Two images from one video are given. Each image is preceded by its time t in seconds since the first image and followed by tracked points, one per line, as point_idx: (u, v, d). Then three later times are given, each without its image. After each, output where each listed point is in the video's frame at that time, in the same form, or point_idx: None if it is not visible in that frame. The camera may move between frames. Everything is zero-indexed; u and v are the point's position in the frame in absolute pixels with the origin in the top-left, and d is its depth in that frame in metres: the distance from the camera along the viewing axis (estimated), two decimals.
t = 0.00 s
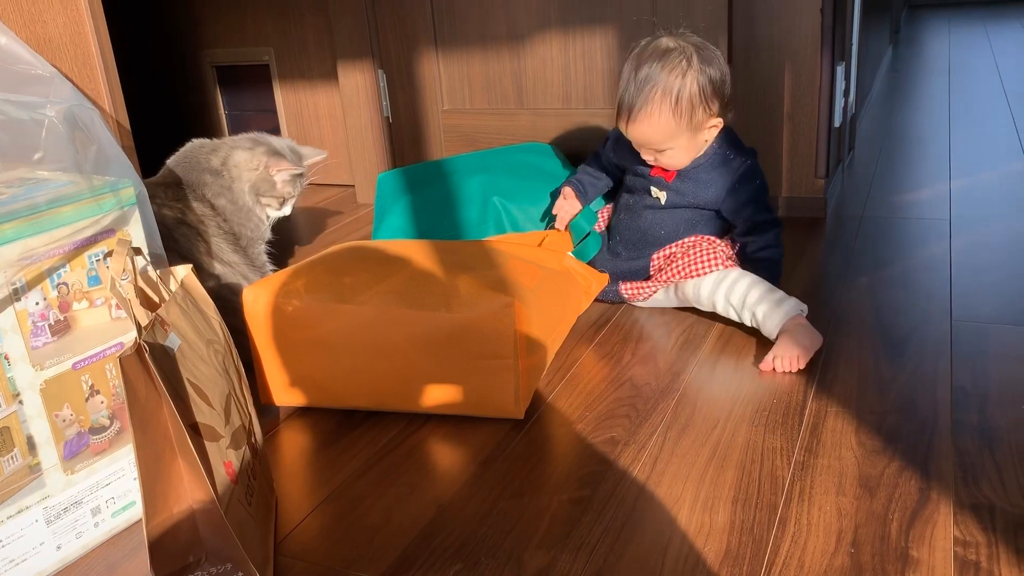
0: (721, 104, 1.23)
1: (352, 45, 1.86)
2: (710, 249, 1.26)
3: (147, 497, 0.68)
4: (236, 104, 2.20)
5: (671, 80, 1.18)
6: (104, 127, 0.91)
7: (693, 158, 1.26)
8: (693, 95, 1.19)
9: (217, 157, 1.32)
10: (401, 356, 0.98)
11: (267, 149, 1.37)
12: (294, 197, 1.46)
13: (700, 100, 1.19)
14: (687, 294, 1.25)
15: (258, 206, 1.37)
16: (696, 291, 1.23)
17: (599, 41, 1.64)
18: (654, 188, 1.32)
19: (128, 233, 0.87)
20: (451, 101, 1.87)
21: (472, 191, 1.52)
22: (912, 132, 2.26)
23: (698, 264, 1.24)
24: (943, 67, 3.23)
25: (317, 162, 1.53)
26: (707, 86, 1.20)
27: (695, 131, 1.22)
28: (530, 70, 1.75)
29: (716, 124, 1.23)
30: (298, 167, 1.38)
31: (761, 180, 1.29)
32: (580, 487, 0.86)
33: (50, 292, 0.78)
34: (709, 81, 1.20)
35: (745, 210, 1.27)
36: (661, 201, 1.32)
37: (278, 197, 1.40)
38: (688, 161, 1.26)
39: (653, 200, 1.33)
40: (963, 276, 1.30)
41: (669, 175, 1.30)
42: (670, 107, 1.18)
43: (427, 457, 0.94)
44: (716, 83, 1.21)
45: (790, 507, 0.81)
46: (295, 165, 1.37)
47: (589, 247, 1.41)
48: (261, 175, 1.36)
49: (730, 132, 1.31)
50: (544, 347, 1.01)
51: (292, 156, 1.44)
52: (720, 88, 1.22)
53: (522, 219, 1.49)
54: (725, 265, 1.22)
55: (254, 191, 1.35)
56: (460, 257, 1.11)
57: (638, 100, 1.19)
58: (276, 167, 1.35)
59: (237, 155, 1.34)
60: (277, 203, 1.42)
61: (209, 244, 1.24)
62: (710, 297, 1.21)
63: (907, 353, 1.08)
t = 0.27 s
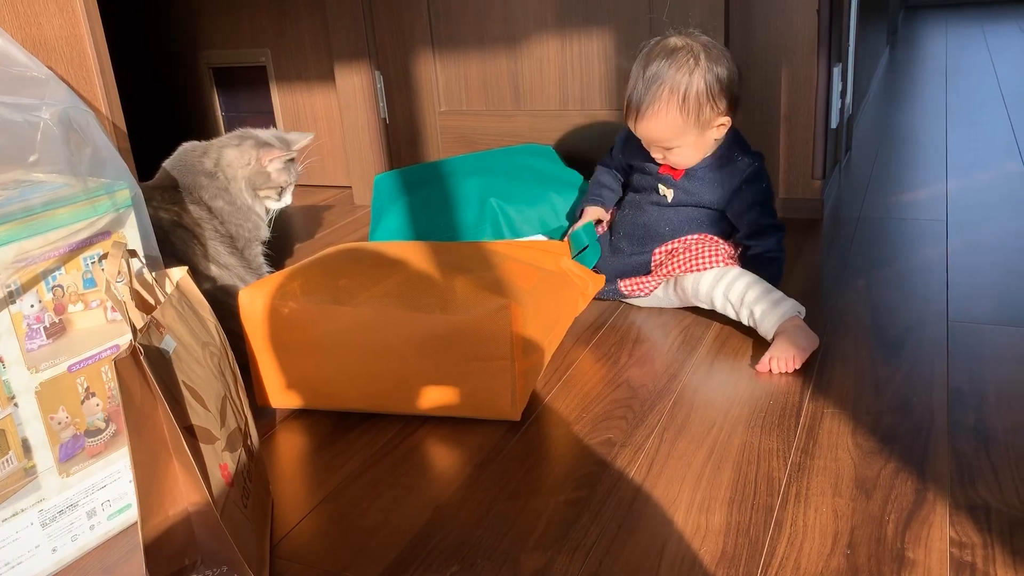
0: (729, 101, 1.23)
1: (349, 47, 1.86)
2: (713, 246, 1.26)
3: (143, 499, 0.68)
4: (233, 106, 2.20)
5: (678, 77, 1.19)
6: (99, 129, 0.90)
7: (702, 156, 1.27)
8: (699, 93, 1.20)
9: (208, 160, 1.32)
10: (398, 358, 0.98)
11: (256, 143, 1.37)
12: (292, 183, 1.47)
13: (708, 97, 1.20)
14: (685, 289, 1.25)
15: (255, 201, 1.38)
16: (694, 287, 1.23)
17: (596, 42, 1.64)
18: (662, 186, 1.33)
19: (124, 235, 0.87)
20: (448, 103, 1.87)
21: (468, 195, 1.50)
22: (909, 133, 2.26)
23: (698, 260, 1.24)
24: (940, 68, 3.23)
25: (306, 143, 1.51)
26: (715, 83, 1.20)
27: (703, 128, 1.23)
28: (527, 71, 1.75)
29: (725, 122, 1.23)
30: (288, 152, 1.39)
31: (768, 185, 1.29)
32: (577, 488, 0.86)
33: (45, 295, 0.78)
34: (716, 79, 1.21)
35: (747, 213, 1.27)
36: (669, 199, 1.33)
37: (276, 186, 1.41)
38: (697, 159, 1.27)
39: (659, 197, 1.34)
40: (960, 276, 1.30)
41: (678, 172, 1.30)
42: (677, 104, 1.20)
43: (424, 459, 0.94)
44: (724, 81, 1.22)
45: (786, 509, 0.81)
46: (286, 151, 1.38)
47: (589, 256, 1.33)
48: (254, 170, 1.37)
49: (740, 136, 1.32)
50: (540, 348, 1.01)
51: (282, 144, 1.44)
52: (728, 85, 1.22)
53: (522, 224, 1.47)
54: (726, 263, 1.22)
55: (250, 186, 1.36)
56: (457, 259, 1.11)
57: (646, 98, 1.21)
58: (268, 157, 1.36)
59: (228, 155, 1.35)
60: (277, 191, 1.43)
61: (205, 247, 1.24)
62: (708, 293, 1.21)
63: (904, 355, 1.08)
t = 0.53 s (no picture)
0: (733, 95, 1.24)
1: (348, 49, 1.86)
2: (713, 247, 1.26)
3: (144, 502, 0.68)
4: (232, 108, 2.21)
5: (682, 70, 1.21)
6: (99, 132, 0.91)
7: (706, 150, 1.28)
8: (704, 86, 1.21)
9: (208, 162, 1.33)
10: (398, 360, 0.98)
11: (253, 145, 1.37)
12: (291, 184, 1.47)
13: (712, 91, 1.21)
14: (684, 289, 1.25)
15: (255, 203, 1.39)
16: (692, 287, 1.24)
17: (594, 45, 1.64)
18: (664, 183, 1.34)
19: (124, 238, 0.87)
20: (447, 105, 1.87)
21: (468, 198, 1.51)
22: (907, 134, 2.27)
23: (697, 261, 1.24)
24: (937, 69, 3.24)
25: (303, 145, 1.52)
26: (719, 77, 1.21)
27: (708, 121, 1.24)
28: (525, 74, 1.75)
29: (728, 115, 1.24)
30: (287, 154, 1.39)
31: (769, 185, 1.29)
32: (576, 490, 0.87)
33: (46, 297, 0.78)
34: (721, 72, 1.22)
35: (747, 210, 1.27)
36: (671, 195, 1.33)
37: (275, 188, 1.42)
38: (700, 153, 1.28)
39: (661, 195, 1.35)
40: (958, 278, 1.31)
41: (681, 168, 1.31)
42: (682, 97, 1.21)
43: (424, 461, 0.94)
44: (728, 74, 1.23)
45: (785, 510, 0.81)
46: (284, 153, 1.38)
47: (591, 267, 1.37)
48: (252, 172, 1.37)
49: (742, 135, 1.33)
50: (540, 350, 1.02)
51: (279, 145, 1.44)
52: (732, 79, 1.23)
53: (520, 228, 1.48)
54: (724, 265, 1.23)
55: (248, 189, 1.36)
56: (456, 260, 1.11)
57: (651, 91, 1.22)
58: (267, 159, 1.36)
59: (227, 157, 1.35)
60: (275, 194, 1.43)
61: (205, 249, 1.24)
62: (706, 294, 1.22)
63: (902, 356, 1.08)
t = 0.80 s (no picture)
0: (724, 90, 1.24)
1: (346, 52, 1.86)
2: (709, 250, 1.27)
3: (141, 506, 0.68)
4: (230, 111, 2.20)
5: (672, 66, 1.20)
6: (95, 135, 0.90)
7: (698, 147, 1.27)
8: (695, 81, 1.20)
9: (205, 165, 1.33)
10: (395, 363, 0.98)
11: (250, 147, 1.37)
12: (289, 186, 1.48)
13: (703, 86, 1.21)
14: (681, 291, 1.25)
15: (252, 206, 1.39)
16: (689, 289, 1.24)
17: (591, 47, 1.65)
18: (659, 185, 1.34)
19: (121, 241, 0.87)
20: (445, 108, 1.87)
21: (466, 200, 1.52)
22: (904, 137, 2.27)
23: (694, 264, 1.24)
24: (934, 72, 3.25)
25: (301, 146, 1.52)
26: (709, 72, 1.21)
27: (699, 117, 1.23)
28: (523, 76, 1.75)
29: (720, 111, 1.24)
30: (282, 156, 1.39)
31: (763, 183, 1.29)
32: (574, 492, 0.86)
33: (42, 301, 0.78)
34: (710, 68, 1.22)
35: (742, 210, 1.27)
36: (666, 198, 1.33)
37: (272, 191, 1.42)
38: (692, 150, 1.27)
39: (656, 198, 1.35)
40: (955, 280, 1.31)
41: (675, 169, 1.31)
42: (673, 92, 1.20)
43: (421, 464, 0.94)
44: (718, 70, 1.23)
45: (782, 512, 0.81)
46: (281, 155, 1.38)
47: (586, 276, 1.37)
48: (249, 175, 1.37)
49: (734, 135, 1.33)
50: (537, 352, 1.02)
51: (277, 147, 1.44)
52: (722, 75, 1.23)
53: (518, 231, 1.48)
54: (721, 267, 1.23)
55: (245, 192, 1.36)
56: (454, 263, 1.11)
57: (641, 88, 1.22)
58: (263, 162, 1.36)
59: (224, 160, 1.34)
60: (274, 195, 1.44)
61: (202, 252, 1.24)
62: (703, 297, 1.22)
63: (899, 358, 1.08)
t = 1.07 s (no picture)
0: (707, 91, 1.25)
1: (343, 56, 1.86)
2: (703, 256, 1.28)
3: (136, 512, 0.68)
4: (228, 115, 2.21)
5: (654, 70, 1.21)
6: (92, 141, 0.91)
7: (685, 150, 1.28)
8: (677, 84, 1.21)
9: (201, 170, 1.33)
10: (391, 368, 0.98)
11: (245, 151, 1.37)
12: (284, 189, 1.48)
13: (686, 88, 1.22)
14: (676, 296, 1.25)
15: (249, 210, 1.39)
16: (684, 295, 1.24)
17: (588, 52, 1.65)
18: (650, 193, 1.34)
19: (117, 247, 0.87)
20: (442, 112, 1.87)
21: (462, 205, 1.52)
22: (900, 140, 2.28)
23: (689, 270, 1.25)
24: (931, 76, 3.25)
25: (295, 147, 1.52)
26: (691, 75, 1.22)
27: (684, 120, 1.24)
28: (520, 81, 1.76)
29: (704, 112, 1.24)
30: (276, 159, 1.40)
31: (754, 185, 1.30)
32: (569, 497, 0.87)
33: (38, 307, 0.78)
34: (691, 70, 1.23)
35: (735, 212, 1.27)
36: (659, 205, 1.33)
37: (269, 194, 1.43)
38: (680, 153, 1.27)
39: (649, 205, 1.35)
40: (950, 284, 1.31)
41: (666, 175, 1.32)
42: (656, 96, 1.21)
43: (417, 469, 0.94)
44: (700, 71, 1.24)
45: (777, 516, 0.81)
46: (275, 157, 1.39)
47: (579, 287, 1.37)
48: (244, 179, 1.37)
49: (723, 138, 1.34)
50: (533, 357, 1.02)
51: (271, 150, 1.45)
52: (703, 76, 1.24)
53: (514, 236, 1.49)
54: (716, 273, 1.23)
55: (241, 196, 1.37)
56: (450, 268, 1.12)
57: (624, 93, 1.22)
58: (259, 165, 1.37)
59: (220, 164, 1.35)
60: (270, 199, 1.44)
61: (198, 257, 1.24)
62: (698, 302, 1.22)
63: (895, 362, 1.09)
